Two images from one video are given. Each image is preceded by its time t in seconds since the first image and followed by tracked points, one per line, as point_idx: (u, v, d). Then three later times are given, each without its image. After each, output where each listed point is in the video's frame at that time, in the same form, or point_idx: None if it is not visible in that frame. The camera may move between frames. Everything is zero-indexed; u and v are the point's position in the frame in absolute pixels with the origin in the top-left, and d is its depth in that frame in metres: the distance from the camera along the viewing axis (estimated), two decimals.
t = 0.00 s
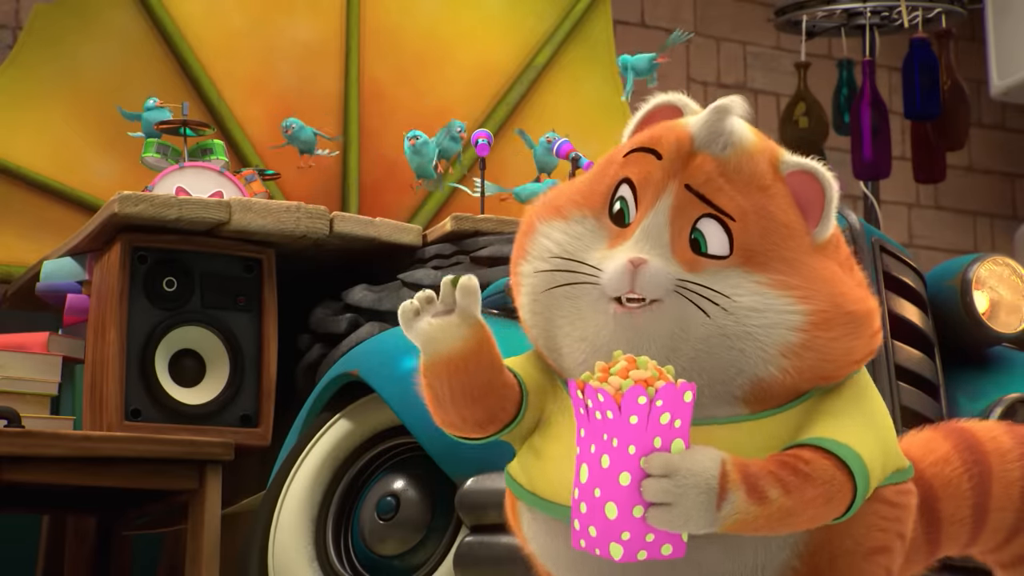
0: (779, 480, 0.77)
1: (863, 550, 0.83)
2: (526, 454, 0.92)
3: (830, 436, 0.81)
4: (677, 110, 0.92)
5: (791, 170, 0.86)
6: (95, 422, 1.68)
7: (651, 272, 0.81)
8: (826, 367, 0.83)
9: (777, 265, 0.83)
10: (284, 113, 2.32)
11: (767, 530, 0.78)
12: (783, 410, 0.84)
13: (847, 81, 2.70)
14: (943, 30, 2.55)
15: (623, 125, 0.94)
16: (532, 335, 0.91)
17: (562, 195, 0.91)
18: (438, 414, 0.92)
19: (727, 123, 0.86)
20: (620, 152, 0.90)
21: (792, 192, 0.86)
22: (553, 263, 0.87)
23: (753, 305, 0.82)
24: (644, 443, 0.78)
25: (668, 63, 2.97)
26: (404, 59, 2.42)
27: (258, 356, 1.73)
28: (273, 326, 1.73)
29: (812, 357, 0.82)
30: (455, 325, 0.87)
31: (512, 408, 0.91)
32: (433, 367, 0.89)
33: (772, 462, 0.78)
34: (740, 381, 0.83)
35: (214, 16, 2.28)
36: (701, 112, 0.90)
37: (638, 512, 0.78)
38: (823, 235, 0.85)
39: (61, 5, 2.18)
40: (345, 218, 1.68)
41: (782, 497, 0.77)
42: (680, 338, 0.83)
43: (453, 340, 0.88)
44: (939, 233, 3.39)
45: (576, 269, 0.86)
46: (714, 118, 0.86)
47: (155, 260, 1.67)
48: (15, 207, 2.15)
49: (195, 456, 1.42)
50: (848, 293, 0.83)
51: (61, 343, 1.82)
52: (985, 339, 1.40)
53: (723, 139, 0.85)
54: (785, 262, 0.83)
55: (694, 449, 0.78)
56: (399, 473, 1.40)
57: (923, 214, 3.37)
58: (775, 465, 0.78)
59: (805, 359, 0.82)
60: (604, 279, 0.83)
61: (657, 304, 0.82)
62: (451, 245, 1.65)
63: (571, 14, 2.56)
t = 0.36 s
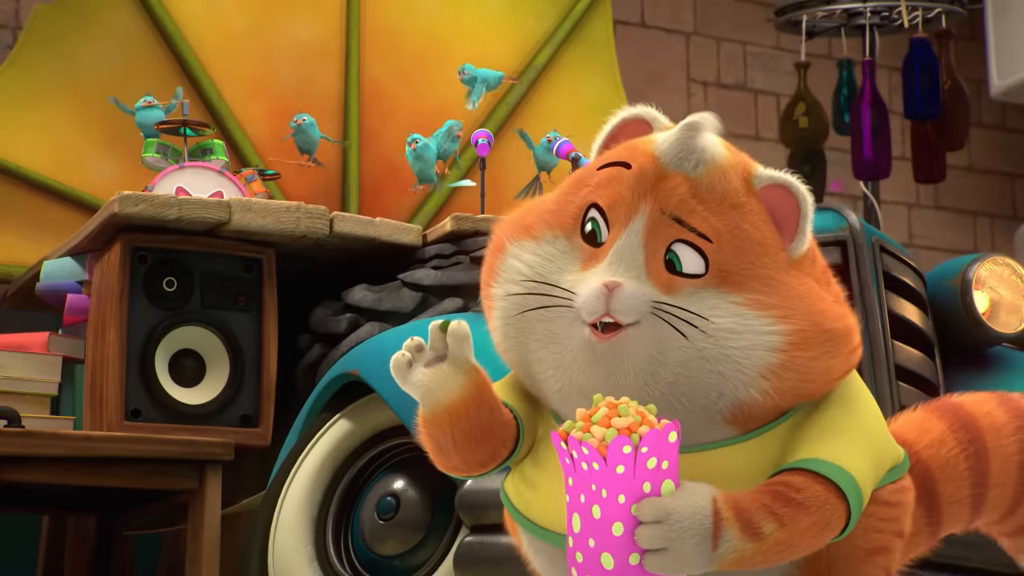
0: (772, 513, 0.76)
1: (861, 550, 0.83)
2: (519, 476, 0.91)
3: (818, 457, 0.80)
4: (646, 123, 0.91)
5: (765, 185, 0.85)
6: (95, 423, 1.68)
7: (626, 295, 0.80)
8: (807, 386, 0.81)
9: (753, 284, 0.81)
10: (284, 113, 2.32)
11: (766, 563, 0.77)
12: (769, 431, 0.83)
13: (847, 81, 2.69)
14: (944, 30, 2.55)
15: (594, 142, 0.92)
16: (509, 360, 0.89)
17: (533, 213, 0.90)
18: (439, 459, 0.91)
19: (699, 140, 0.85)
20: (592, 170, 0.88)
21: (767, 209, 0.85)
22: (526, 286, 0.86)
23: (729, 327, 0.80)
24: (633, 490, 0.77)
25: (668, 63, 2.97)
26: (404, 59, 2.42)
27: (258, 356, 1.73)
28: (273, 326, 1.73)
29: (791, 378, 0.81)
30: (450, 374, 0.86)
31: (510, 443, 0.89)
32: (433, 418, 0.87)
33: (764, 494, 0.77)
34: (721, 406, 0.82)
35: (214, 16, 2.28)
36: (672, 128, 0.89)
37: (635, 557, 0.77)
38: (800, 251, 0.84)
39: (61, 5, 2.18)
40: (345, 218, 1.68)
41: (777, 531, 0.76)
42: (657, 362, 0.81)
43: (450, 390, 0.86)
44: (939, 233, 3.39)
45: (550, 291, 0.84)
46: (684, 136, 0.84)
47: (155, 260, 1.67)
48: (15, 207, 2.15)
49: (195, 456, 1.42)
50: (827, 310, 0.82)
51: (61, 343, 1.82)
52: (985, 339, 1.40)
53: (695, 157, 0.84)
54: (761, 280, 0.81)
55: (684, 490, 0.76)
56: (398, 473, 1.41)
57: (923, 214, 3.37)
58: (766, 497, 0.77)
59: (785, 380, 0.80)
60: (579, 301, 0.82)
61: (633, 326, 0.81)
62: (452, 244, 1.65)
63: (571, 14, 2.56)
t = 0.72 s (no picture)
0: (768, 510, 0.76)
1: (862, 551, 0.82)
2: (519, 477, 0.91)
3: (816, 456, 0.79)
4: (644, 126, 0.91)
5: (763, 188, 0.85)
6: (94, 423, 1.68)
7: (625, 297, 0.80)
8: (806, 387, 0.81)
9: (751, 287, 0.81)
10: (284, 113, 2.32)
11: (761, 560, 0.77)
12: (768, 432, 0.83)
13: (847, 81, 2.69)
14: (943, 30, 2.55)
15: (591, 145, 0.92)
16: (506, 363, 0.89)
17: (531, 216, 0.89)
18: (438, 462, 0.90)
19: (696, 143, 0.84)
20: (590, 172, 0.88)
21: (764, 212, 0.85)
22: (524, 288, 0.86)
23: (727, 329, 0.80)
24: (631, 484, 0.77)
25: (668, 63, 2.97)
26: (404, 59, 2.42)
27: (258, 356, 1.73)
28: (272, 326, 1.73)
29: (790, 380, 0.80)
30: (448, 377, 0.85)
31: (508, 445, 0.89)
32: (431, 420, 0.87)
33: (760, 491, 0.77)
34: (719, 408, 0.82)
35: (214, 17, 2.28)
36: (669, 130, 0.89)
37: (631, 551, 0.77)
38: (798, 254, 0.84)
39: (61, 5, 2.18)
40: (345, 218, 1.68)
41: (773, 527, 0.76)
42: (656, 365, 0.81)
43: (449, 392, 0.85)
44: (939, 233, 3.39)
45: (549, 294, 0.84)
46: (682, 138, 0.84)
47: (155, 260, 1.67)
48: (15, 207, 2.15)
49: (195, 456, 1.42)
50: (825, 313, 0.82)
51: (61, 343, 1.82)
52: (985, 339, 1.40)
53: (693, 159, 0.84)
54: (759, 282, 0.81)
55: (681, 485, 0.76)
56: (399, 473, 1.41)
57: (923, 214, 3.37)
58: (763, 494, 0.77)
59: (783, 382, 0.80)
60: (577, 303, 0.82)
61: (632, 329, 0.80)
62: (451, 244, 1.65)
63: (571, 14, 2.56)
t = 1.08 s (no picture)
0: (768, 509, 0.76)
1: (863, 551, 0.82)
2: (519, 477, 0.91)
3: (817, 457, 0.79)
4: (643, 124, 0.90)
5: (761, 187, 0.84)
6: (95, 423, 1.68)
7: (620, 297, 0.80)
8: (803, 387, 0.81)
9: (748, 287, 0.81)
10: (283, 113, 2.32)
11: (761, 559, 0.77)
12: (768, 432, 0.83)
13: (847, 81, 2.69)
14: (944, 30, 2.55)
15: (590, 143, 0.92)
16: (504, 362, 0.89)
17: (528, 214, 0.89)
18: (437, 463, 0.90)
19: (693, 142, 0.84)
20: (588, 171, 0.88)
21: (761, 212, 0.84)
22: (522, 287, 0.86)
23: (723, 329, 0.80)
24: (631, 481, 0.76)
25: (668, 63, 2.97)
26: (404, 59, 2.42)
27: (258, 356, 1.73)
28: (272, 326, 1.73)
29: (786, 381, 0.80)
30: (449, 377, 0.85)
31: (508, 445, 0.89)
32: (432, 420, 0.87)
33: (761, 491, 0.77)
34: (715, 409, 0.81)
35: (214, 16, 2.28)
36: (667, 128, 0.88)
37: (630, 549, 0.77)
38: (795, 253, 0.83)
39: (61, 5, 2.18)
40: (345, 218, 1.68)
41: (773, 527, 0.76)
42: (651, 364, 0.81)
43: (450, 392, 0.85)
44: (939, 233, 3.39)
45: (545, 293, 0.84)
46: (679, 137, 0.84)
47: (155, 260, 1.67)
48: (15, 207, 2.15)
49: (195, 456, 1.42)
50: (823, 313, 0.81)
51: (61, 343, 1.82)
52: (985, 339, 1.40)
53: (689, 158, 0.84)
54: (756, 282, 0.81)
55: (681, 483, 0.76)
56: (399, 473, 1.41)
57: (923, 214, 3.37)
58: (764, 494, 0.77)
59: (780, 382, 0.80)
60: (573, 302, 0.82)
61: (627, 329, 0.80)
62: (451, 244, 1.65)
63: (571, 14, 2.56)
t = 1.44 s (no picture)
0: (769, 511, 0.76)
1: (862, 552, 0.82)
2: (516, 475, 0.91)
3: (816, 459, 0.79)
4: (639, 118, 0.90)
5: (756, 184, 0.84)
6: (95, 423, 1.68)
7: (616, 295, 0.79)
8: (798, 384, 0.80)
9: (743, 284, 0.80)
10: (283, 113, 2.32)
11: (761, 561, 0.77)
12: (767, 433, 0.82)
13: (847, 81, 2.69)
14: (944, 30, 2.55)
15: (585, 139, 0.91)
16: (500, 359, 0.88)
17: (523, 210, 0.88)
18: (431, 455, 0.90)
19: (689, 139, 0.83)
20: (583, 168, 0.87)
21: (757, 210, 0.84)
22: (517, 285, 0.85)
23: (717, 326, 0.80)
24: (630, 484, 0.76)
25: (668, 63, 2.97)
26: (404, 59, 2.42)
27: (258, 356, 1.73)
28: (272, 326, 1.74)
29: (782, 377, 0.80)
30: (455, 371, 0.85)
31: (505, 443, 0.89)
32: (433, 414, 0.86)
33: (761, 493, 0.77)
34: (712, 406, 0.81)
35: (214, 16, 2.28)
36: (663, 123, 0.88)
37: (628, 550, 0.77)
38: (791, 250, 0.83)
39: (61, 5, 2.18)
40: (345, 218, 1.68)
41: (773, 530, 0.76)
42: (648, 362, 0.81)
43: (455, 386, 0.85)
44: (939, 233, 3.39)
45: (541, 291, 0.84)
46: (674, 135, 0.83)
47: (155, 260, 1.67)
48: (15, 207, 2.14)
49: (195, 456, 1.42)
50: (817, 309, 0.81)
51: (61, 343, 1.82)
52: (985, 340, 1.40)
53: (686, 155, 0.83)
54: (751, 279, 0.81)
55: (680, 484, 0.76)
56: (399, 473, 1.41)
57: (923, 214, 3.37)
58: (764, 496, 0.77)
59: (775, 379, 0.80)
60: (569, 300, 0.81)
61: (623, 327, 0.80)
62: (451, 245, 1.65)
63: (571, 14, 2.56)
